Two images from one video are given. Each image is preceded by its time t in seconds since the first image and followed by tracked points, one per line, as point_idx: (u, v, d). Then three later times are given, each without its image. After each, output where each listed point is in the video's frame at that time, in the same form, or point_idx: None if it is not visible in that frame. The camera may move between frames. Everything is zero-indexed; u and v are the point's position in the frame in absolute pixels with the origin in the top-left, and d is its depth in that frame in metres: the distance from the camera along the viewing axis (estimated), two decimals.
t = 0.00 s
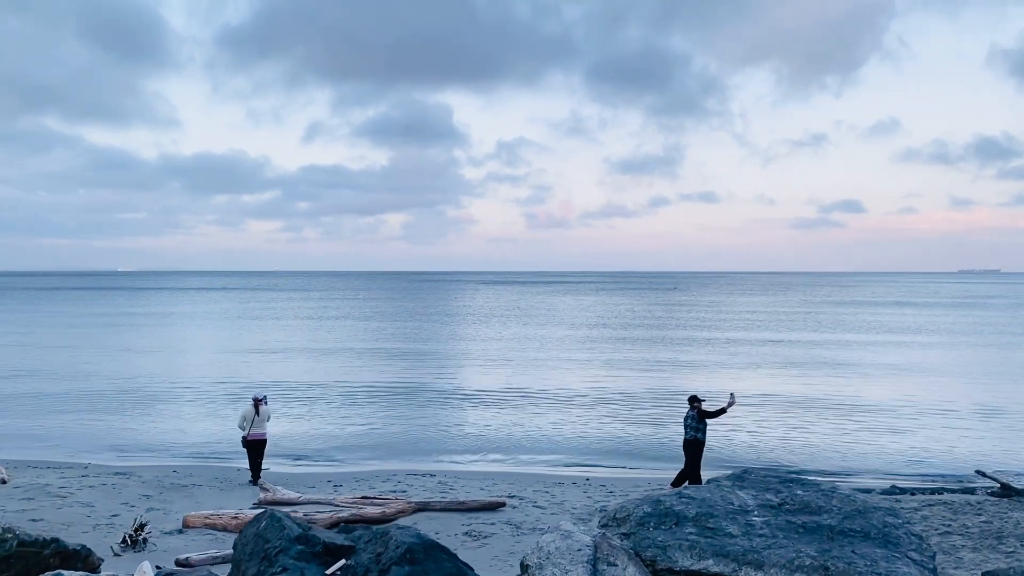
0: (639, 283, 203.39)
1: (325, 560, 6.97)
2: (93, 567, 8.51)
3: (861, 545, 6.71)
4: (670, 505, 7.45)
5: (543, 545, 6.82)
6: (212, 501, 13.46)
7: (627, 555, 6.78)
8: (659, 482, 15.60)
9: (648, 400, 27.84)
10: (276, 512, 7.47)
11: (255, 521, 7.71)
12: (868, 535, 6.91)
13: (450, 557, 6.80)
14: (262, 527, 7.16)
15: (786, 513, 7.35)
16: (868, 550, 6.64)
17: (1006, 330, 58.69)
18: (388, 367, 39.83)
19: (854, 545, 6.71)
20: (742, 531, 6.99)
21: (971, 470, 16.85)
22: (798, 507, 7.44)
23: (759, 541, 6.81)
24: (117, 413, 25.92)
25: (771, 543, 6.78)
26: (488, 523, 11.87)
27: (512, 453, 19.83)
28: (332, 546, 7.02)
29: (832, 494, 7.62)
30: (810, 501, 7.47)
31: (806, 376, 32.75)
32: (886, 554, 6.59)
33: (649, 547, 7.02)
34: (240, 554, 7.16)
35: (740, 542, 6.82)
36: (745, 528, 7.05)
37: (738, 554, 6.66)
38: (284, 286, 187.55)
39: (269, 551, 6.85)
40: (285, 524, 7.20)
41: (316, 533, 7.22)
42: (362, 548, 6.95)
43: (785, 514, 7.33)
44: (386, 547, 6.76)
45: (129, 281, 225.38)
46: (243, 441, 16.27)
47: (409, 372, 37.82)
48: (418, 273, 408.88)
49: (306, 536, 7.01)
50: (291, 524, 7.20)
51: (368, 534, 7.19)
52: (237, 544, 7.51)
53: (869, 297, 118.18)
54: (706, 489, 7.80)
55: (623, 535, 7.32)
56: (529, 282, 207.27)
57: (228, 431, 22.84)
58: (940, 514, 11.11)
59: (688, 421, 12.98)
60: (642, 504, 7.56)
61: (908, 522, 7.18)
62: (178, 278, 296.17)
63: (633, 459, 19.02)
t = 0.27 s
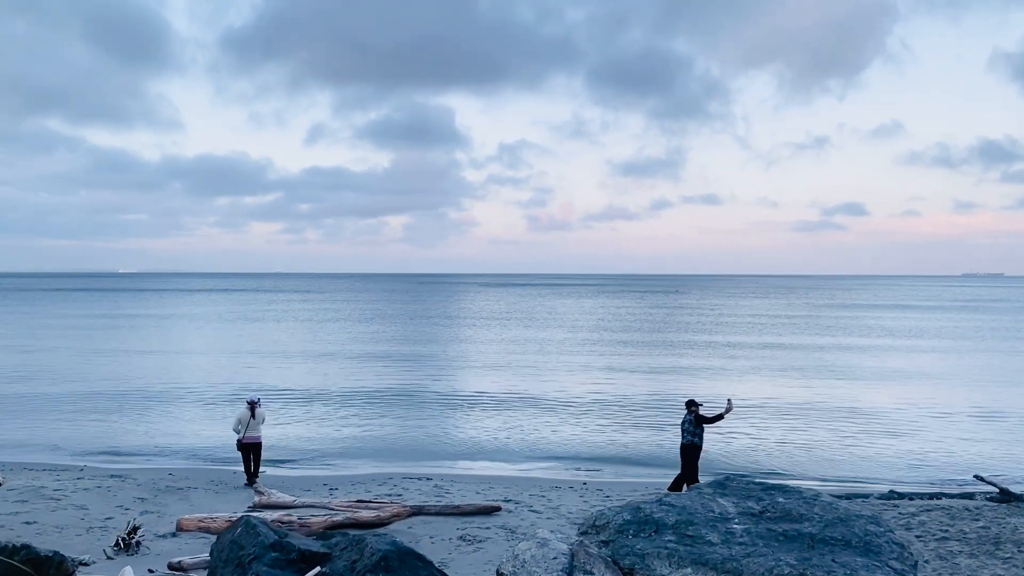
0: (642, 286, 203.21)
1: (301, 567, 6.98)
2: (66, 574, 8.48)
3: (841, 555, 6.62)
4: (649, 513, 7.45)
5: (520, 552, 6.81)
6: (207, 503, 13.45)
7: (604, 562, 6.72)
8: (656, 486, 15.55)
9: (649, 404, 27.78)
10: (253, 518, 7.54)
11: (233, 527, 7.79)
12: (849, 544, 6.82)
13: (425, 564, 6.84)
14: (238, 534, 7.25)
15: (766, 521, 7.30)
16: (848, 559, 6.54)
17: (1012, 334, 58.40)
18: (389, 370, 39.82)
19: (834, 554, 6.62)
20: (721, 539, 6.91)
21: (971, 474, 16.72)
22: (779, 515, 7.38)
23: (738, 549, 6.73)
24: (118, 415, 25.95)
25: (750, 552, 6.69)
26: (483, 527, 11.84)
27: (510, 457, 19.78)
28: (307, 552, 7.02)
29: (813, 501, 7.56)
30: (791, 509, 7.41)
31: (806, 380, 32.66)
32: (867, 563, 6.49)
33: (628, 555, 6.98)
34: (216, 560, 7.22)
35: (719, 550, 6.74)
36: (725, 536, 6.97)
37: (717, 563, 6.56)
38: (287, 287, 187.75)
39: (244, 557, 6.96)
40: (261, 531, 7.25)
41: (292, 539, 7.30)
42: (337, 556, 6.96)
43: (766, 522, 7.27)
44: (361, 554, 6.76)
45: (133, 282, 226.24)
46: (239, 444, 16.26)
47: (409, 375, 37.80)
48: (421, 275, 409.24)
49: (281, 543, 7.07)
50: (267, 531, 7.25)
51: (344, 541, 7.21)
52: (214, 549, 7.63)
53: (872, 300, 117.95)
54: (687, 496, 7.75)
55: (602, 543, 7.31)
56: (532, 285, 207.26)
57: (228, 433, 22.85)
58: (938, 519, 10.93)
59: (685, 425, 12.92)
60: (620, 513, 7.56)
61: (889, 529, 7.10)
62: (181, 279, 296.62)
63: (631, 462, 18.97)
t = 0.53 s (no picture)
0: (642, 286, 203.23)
1: (284, 569, 6.93)
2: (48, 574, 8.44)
3: (827, 556, 6.53)
4: (636, 515, 7.34)
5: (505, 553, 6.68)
6: (202, 504, 13.44)
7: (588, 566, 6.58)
8: (653, 487, 15.54)
9: (647, 405, 27.78)
10: (237, 518, 7.53)
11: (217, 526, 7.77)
12: (834, 545, 6.73)
13: (409, 566, 6.84)
14: (222, 535, 7.24)
15: (753, 523, 7.21)
16: (834, 561, 6.45)
17: (1011, 336, 58.48)
18: (388, 370, 39.86)
19: (820, 557, 6.53)
20: (707, 541, 6.80)
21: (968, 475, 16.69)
22: (765, 518, 7.30)
23: (724, 552, 6.61)
24: (116, 414, 25.93)
25: (736, 554, 6.58)
26: (479, 528, 11.86)
27: (507, 458, 19.79)
28: (290, 554, 6.99)
29: (800, 504, 7.47)
30: (778, 511, 7.33)
31: (804, 381, 32.65)
32: (852, 565, 6.41)
33: (614, 557, 6.85)
34: (199, 561, 7.22)
35: (705, 552, 6.63)
36: (711, 538, 6.86)
37: (702, 565, 6.46)
38: (286, 287, 187.69)
39: (226, 559, 6.92)
40: (244, 531, 7.23)
41: (276, 541, 7.24)
42: (321, 557, 6.98)
43: (752, 524, 7.18)
44: (345, 556, 6.76)
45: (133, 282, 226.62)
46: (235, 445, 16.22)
47: (408, 375, 37.78)
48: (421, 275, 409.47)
49: (265, 545, 7.00)
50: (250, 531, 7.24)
51: (328, 542, 7.20)
52: (198, 550, 7.58)
53: (871, 301, 118.03)
54: (674, 498, 7.66)
55: (589, 544, 7.19)
56: (532, 286, 207.23)
57: (225, 434, 22.84)
58: (934, 520, 10.90)
59: (681, 427, 12.89)
60: (608, 514, 7.46)
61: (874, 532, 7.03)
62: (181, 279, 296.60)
63: (628, 463, 18.97)
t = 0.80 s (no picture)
0: (638, 286, 203.72)
1: (267, 568, 6.90)
2: (29, 573, 8.51)
3: (813, 557, 6.17)
4: (621, 513, 6.92)
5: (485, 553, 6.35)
6: (195, 502, 13.39)
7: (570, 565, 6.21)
8: (647, 486, 15.51)
9: (642, 403, 27.78)
10: (221, 518, 7.48)
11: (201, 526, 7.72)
12: (821, 546, 6.38)
13: (392, 567, 6.80)
14: (205, 534, 7.19)
15: (738, 522, 6.82)
16: (821, 562, 6.10)
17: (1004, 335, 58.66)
18: (384, 369, 39.83)
19: (805, 556, 6.18)
20: (692, 540, 6.42)
21: (962, 474, 16.68)
22: (752, 517, 6.89)
23: (709, 551, 6.25)
24: (110, 413, 25.86)
25: (721, 554, 6.21)
26: (473, 526, 11.85)
27: (502, 456, 19.76)
28: (274, 554, 6.96)
29: (787, 503, 7.08)
30: (764, 509, 6.94)
31: (799, 380, 32.72)
32: (839, 566, 6.06)
33: (598, 557, 6.48)
34: (182, 561, 7.17)
35: (689, 551, 6.26)
36: (696, 537, 6.48)
37: (687, 564, 6.09)
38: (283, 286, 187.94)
39: (209, 559, 6.90)
40: (227, 531, 7.18)
41: (259, 540, 7.20)
42: (305, 557, 6.93)
43: (738, 523, 6.78)
44: (328, 556, 6.71)
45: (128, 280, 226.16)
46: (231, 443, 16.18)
47: (404, 374, 37.81)
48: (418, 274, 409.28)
49: (247, 545, 6.98)
50: (233, 531, 7.19)
51: (312, 542, 7.15)
52: (182, 549, 7.56)
53: (866, 301, 118.62)
54: (660, 497, 7.24)
55: (572, 544, 6.79)
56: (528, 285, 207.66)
57: (221, 432, 22.81)
58: (927, 518, 10.90)
59: (675, 425, 12.87)
60: (592, 513, 7.02)
61: (864, 532, 6.65)
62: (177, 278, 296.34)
63: (623, 462, 18.96)
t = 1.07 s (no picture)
0: (631, 282, 204.01)
1: (246, 566, 6.88)
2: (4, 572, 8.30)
3: (795, 553, 6.02)
4: (603, 510, 6.73)
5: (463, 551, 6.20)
6: (184, 499, 13.32)
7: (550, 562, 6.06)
8: (636, 482, 15.53)
9: (633, 400, 27.84)
10: (198, 516, 7.41)
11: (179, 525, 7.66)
12: (804, 542, 6.22)
13: (370, 564, 6.72)
14: (182, 532, 7.13)
15: (721, 519, 6.65)
16: (803, 558, 5.95)
17: (992, 331, 59.04)
18: (375, 365, 39.78)
19: (788, 553, 6.02)
20: (674, 537, 6.27)
21: (949, 470, 16.76)
22: (735, 514, 6.72)
23: (690, 548, 6.10)
24: (99, 410, 25.74)
25: (703, 550, 6.06)
26: (462, 523, 11.84)
27: (492, 453, 19.75)
28: (252, 553, 6.91)
29: (771, 499, 6.91)
30: (747, 506, 6.77)
31: (790, 376, 32.85)
32: (821, 562, 5.90)
33: (579, 554, 6.31)
34: (160, 560, 7.11)
35: (671, 548, 6.10)
36: (678, 534, 6.33)
37: (669, 561, 5.95)
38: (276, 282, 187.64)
39: (185, 557, 6.84)
40: (204, 529, 7.11)
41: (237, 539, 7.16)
42: (283, 555, 6.87)
43: (720, 520, 6.62)
44: (306, 554, 6.64)
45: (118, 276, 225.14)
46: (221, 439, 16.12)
47: (396, 370, 37.81)
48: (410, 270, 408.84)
49: (225, 543, 6.93)
50: (210, 529, 7.12)
51: (291, 540, 7.08)
52: (159, 547, 7.48)
53: (856, 297, 119.30)
54: (643, 494, 7.06)
55: (553, 541, 6.61)
56: (520, 281, 207.84)
57: (211, 429, 22.73)
58: (915, 514, 10.93)
59: (664, 421, 12.87)
60: (574, 509, 6.85)
61: (845, 529, 6.48)
62: (168, 274, 294.92)
63: (613, 458, 18.99)
